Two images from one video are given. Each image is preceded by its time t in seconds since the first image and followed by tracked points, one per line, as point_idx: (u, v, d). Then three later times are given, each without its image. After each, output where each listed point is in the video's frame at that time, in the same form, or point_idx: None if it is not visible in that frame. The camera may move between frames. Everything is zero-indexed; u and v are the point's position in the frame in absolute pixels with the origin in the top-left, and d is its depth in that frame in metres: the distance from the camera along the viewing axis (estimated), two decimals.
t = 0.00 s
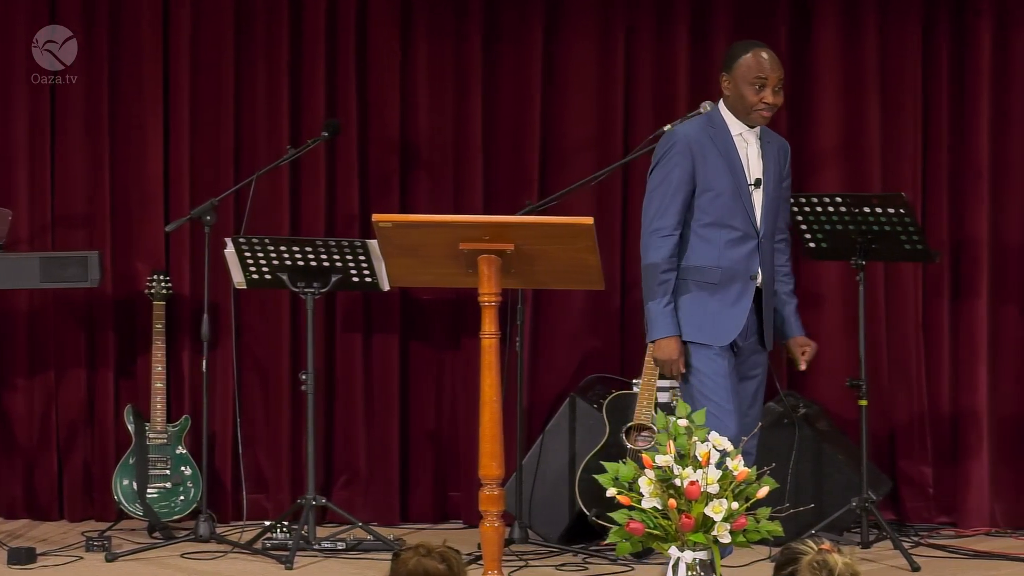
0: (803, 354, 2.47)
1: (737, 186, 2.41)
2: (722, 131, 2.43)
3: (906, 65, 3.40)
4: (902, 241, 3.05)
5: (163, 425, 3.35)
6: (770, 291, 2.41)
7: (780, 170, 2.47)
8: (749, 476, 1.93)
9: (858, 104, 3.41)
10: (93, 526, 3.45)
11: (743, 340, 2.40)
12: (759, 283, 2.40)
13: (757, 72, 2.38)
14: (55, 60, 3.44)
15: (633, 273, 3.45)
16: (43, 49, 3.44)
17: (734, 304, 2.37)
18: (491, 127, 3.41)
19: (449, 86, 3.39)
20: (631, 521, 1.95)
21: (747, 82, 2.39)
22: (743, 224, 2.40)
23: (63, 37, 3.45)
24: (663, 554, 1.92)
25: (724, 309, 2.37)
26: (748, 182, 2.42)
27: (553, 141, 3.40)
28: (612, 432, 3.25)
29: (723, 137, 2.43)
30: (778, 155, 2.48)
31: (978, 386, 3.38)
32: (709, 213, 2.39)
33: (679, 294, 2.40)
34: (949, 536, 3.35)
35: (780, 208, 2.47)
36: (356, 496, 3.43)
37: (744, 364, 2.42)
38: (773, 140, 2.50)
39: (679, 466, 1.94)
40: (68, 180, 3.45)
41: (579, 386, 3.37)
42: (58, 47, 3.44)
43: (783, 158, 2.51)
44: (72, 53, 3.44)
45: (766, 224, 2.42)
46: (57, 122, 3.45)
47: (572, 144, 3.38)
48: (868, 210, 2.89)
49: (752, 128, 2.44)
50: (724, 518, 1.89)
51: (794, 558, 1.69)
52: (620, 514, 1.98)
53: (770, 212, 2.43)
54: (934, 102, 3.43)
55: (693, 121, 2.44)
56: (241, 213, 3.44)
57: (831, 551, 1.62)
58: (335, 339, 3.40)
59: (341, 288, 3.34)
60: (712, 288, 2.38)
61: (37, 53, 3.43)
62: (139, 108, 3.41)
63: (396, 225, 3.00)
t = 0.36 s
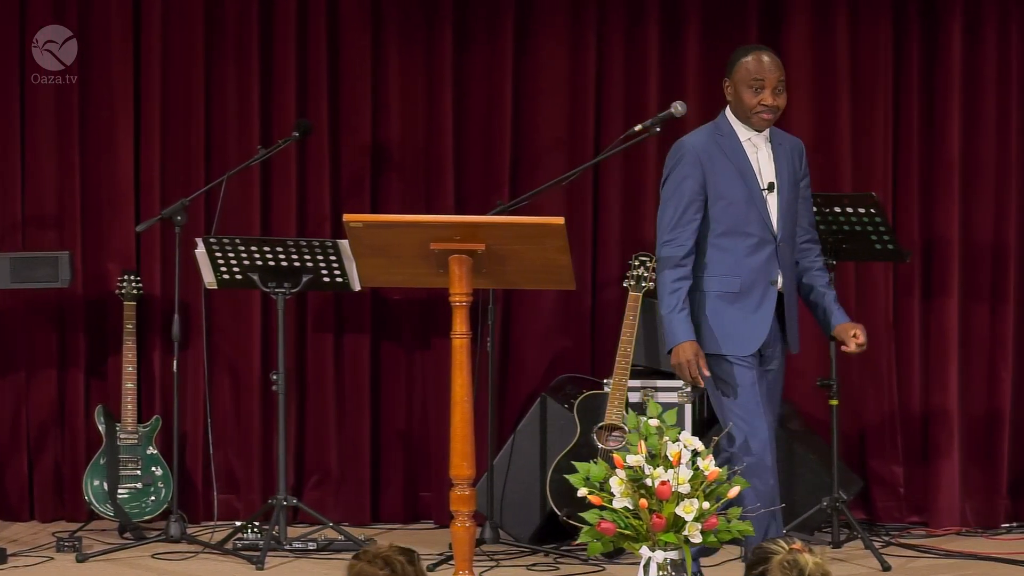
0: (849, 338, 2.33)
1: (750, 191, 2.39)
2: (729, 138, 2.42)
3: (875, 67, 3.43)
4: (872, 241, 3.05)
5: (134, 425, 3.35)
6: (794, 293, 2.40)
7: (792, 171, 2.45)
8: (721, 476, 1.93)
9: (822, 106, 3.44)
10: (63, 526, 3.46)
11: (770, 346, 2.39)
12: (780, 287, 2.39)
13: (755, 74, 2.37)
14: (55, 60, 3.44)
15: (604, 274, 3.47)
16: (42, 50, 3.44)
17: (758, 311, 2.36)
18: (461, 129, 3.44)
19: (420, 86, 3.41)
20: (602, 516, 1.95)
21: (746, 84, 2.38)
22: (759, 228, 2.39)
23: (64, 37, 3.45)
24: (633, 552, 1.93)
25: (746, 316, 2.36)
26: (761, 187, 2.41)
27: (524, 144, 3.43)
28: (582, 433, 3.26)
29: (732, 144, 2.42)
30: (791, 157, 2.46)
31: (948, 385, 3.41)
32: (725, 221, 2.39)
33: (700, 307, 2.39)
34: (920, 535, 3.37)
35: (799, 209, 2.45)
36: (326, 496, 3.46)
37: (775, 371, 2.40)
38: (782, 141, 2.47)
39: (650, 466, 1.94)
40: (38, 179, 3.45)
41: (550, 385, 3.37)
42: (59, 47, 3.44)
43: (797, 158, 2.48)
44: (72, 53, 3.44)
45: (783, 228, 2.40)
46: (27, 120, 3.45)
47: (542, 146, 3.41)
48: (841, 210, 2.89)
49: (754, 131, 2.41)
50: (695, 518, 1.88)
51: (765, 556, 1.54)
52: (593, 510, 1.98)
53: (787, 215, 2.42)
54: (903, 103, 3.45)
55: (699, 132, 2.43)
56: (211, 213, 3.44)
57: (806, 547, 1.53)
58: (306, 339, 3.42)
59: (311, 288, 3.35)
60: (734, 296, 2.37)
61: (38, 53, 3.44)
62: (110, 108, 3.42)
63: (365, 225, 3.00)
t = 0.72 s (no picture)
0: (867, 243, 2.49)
1: (749, 189, 2.70)
2: (733, 138, 2.73)
3: (835, 71, 3.62)
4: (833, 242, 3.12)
5: (98, 426, 3.40)
6: (796, 284, 2.67)
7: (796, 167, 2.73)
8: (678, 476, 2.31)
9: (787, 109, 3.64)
10: (27, 527, 3.54)
11: (768, 339, 2.67)
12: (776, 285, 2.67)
13: (761, 73, 2.66)
14: (55, 60, 3.55)
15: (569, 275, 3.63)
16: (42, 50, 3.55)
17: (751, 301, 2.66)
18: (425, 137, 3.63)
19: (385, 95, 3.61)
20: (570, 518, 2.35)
21: (754, 83, 2.67)
22: (757, 225, 2.69)
23: (64, 37, 3.55)
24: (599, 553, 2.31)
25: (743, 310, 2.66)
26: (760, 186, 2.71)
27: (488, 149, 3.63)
28: (547, 432, 3.32)
29: (734, 143, 2.73)
30: (795, 153, 2.74)
31: (913, 385, 3.61)
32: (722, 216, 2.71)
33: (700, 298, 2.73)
34: (886, 535, 3.57)
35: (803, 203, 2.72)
36: (291, 497, 3.62)
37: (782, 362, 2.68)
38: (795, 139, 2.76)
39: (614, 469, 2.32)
40: (5, 179, 3.56)
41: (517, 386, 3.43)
42: (59, 47, 3.55)
43: (808, 155, 2.75)
44: (72, 53, 3.54)
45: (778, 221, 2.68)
46: None
47: (505, 149, 3.61)
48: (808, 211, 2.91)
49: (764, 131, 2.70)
50: (657, 517, 2.27)
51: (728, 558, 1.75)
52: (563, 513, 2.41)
53: (790, 208, 2.70)
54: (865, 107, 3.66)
55: (704, 131, 2.76)
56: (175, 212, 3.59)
57: (766, 545, 1.74)
58: (271, 341, 3.59)
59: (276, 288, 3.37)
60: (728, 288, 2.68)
61: (38, 53, 3.54)
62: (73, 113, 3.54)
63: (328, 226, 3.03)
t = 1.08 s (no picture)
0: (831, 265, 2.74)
1: (756, 191, 3.15)
2: (753, 141, 3.19)
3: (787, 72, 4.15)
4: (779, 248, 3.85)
5: (66, 426, 3.81)
6: (802, 283, 3.06)
7: (813, 168, 3.09)
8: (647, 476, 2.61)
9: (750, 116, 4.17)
10: None
11: (771, 341, 3.10)
12: (777, 287, 3.09)
13: (761, 71, 3.07)
14: (54, 60, 4.05)
15: (537, 276, 4.16)
16: (43, 50, 4.05)
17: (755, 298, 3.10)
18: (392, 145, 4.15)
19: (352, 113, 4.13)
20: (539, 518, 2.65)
21: (754, 79, 3.09)
22: (762, 224, 3.13)
23: (62, 39, 4.06)
24: (568, 552, 2.61)
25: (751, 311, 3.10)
26: (769, 188, 3.14)
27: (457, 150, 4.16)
28: (514, 431, 3.60)
29: (752, 147, 3.19)
30: (814, 153, 3.10)
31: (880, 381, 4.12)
32: (737, 215, 3.18)
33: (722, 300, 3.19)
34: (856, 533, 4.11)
35: (817, 203, 3.08)
36: (258, 498, 4.11)
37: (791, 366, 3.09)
38: (818, 140, 3.11)
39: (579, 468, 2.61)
40: None
41: (484, 387, 3.70)
42: (58, 48, 4.05)
43: (825, 159, 3.09)
44: (70, 52, 4.04)
45: (782, 220, 3.10)
46: None
47: (474, 152, 4.15)
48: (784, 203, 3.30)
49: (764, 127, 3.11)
50: (625, 519, 2.54)
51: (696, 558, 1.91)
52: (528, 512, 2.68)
53: (801, 207, 3.09)
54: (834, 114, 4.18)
55: (731, 135, 3.23)
56: (143, 211, 4.11)
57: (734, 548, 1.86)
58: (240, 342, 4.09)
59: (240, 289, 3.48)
60: (737, 290, 3.14)
61: (39, 52, 4.04)
62: (45, 128, 4.03)
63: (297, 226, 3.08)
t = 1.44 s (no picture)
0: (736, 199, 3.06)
1: (755, 191, 3.56)
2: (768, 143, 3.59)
3: (745, 80, 4.79)
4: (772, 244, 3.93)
5: (47, 428, 4.44)
6: (775, 288, 3.44)
7: (805, 175, 3.44)
8: (629, 475, 2.61)
9: (726, 122, 4.80)
10: None
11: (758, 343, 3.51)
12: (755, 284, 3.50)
13: (777, 64, 3.49)
14: (55, 59, 4.67)
15: (518, 278, 4.76)
16: (44, 50, 4.66)
17: (738, 295, 3.55)
18: (373, 150, 4.80)
19: (334, 113, 4.77)
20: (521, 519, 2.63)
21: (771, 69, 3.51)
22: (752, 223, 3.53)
23: (62, 40, 4.68)
24: (550, 553, 2.59)
25: (738, 311, 3.54)
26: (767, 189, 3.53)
27: (439, 153, 4.80)
28: (496, 432, 4.17)
29: (767, 151, 3.59)
30: (811, 160, 3.44)
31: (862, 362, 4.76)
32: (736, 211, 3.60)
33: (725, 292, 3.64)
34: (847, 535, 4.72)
35: (802, 207, 3.43)
36: (239, 497, 4.74)
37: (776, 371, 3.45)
38: (822, 151, 3.44)
39: (561, 468, 2.60)
40: None
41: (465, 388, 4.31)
42: (58, 47, 4.67)
43: (823, 169, 3.42)
44: (69, 53, 4.68)
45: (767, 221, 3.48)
46: None
47: (454, 152, 4.79)
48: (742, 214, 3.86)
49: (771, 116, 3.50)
50: (606, 518, 2.54)
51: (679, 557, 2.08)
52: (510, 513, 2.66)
53: (789, 208, 3.45)
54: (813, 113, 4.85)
55: (759, 135, 3.66)
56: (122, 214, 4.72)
57: (715, 547, 2.11)
58: (221, 341, 4.70)
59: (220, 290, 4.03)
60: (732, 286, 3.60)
61: (39, 52, 4.66)
62: (26, 128, 4.65)
63: (279, 226, 3.08)
